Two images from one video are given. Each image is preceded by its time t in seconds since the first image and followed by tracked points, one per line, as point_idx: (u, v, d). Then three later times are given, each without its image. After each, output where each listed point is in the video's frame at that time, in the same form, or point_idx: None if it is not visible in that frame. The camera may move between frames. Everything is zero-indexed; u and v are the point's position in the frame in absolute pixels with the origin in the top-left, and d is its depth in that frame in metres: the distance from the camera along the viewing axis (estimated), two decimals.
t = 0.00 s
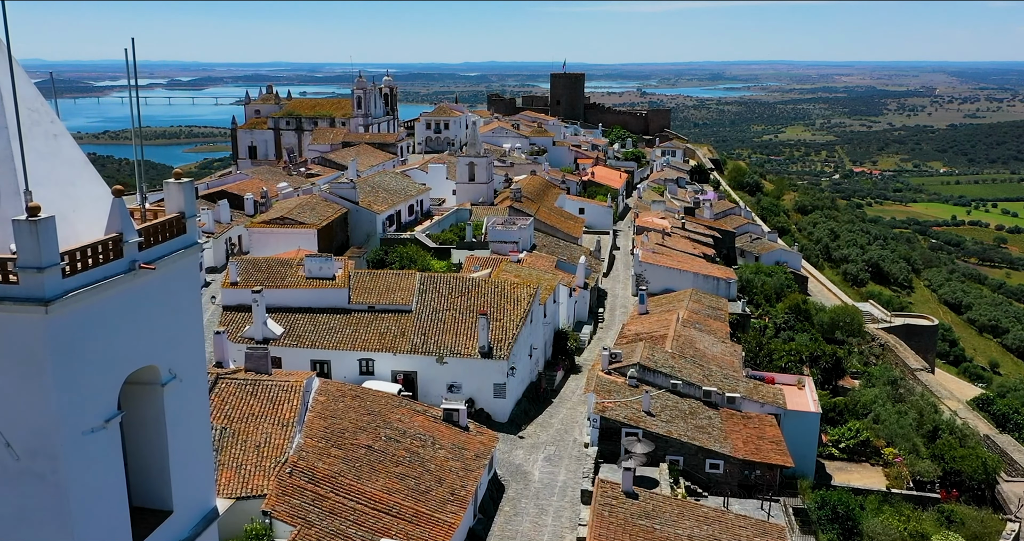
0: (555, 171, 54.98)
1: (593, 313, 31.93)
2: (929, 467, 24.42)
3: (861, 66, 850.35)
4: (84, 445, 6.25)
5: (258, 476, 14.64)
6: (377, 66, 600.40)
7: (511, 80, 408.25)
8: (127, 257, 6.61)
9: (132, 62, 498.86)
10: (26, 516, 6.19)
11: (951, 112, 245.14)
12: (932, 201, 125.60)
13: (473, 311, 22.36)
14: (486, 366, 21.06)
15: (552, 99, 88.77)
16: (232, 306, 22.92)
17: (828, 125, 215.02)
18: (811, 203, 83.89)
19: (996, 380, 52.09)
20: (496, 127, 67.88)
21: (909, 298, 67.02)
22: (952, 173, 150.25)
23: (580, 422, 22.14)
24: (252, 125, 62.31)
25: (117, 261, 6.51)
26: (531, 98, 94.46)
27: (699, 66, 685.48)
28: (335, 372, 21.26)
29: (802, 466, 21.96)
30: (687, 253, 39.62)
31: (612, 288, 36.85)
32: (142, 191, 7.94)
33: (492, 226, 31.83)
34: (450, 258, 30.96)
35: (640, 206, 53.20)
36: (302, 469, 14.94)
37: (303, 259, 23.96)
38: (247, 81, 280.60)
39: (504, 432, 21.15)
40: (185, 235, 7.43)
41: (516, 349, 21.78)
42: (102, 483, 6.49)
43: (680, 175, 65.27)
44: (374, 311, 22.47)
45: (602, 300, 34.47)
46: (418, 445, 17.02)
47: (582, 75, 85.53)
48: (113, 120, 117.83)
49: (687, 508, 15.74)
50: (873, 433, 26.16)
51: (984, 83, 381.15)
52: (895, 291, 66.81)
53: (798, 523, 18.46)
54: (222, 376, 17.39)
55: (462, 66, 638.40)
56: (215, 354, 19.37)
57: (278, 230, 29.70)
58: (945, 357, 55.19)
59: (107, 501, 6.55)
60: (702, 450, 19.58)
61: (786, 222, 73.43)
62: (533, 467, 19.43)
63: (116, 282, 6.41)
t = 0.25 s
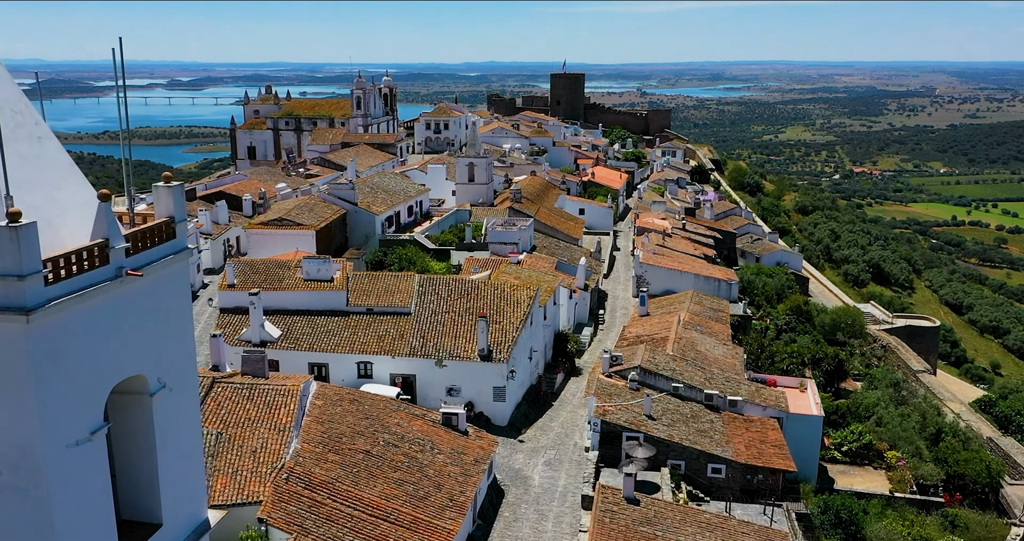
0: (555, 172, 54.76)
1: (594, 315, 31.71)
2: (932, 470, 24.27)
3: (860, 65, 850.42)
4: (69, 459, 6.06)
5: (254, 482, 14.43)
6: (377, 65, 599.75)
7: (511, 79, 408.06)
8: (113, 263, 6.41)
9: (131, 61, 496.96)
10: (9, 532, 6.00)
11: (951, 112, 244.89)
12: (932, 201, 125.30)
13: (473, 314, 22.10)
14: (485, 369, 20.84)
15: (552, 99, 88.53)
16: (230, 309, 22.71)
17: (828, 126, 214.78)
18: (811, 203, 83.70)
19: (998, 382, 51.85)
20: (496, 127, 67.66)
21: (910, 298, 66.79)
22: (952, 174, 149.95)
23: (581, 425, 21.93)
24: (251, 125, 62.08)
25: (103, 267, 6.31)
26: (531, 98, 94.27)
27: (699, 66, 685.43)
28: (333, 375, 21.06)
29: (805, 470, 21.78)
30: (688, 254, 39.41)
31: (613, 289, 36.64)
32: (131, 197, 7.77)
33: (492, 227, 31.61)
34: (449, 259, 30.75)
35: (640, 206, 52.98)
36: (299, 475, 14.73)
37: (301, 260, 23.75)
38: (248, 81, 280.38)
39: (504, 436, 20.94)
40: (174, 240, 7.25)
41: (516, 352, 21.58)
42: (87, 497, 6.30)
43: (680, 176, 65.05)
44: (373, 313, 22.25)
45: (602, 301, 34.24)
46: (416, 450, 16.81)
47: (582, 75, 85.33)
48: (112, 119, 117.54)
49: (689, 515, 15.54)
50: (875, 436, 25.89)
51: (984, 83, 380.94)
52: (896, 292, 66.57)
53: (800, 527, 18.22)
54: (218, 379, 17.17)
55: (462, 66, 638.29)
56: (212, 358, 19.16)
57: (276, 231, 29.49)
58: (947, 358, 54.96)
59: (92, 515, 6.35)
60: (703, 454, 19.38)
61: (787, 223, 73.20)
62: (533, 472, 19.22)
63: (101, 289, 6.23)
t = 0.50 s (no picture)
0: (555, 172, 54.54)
1: (594, 316, 31.50)
2: (935, 473, 24.01)
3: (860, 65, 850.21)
4: (47, 473, 5.95)
5: (250, 488, 14.22)
6: (377, 65, 599.59)
7: (511, 79, 407.87)
8: (99, 270, 6.29)
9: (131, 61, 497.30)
10: None
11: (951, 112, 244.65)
12: (932, 201, 125.01)
13: (472, 316, 21.88)
14: (485, 372, 20.63)
15: (552, 99, 88.34)
16: (227, 311, 22.51)
17: (828, 126, 214.53)
18: (812, 204, 83.49)
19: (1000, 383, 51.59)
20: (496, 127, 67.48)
21: (911, 299, 66.54)
22: (952, 174, 149.63)
23: (581, 429, 21.71)
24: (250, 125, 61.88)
25: (88, 275, 6.19)
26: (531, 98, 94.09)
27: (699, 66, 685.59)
28: (331, 378, 20.84)
29: (808, 473, 21.52)
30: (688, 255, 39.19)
31: (613, 290, 36.43)
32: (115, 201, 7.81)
33: (492, 228, 31.39)
34: (449, 260, 30.55)
35: (641, 207, 52.78)
36: (296, 481, 14.51)
37: (298, 262, 23.55)
38: (247, 82, 280.10)
39: (503, 440, 20.74)
40: (165, 245, 7.13)
41: (516, 355, 21.38)
42: (68, 511, 6.17)
43: (680, 176, 64.85)
44: (371, 316, 22.04)
45: (602, 303, 34.04)
46: (415, 455, 16.59)
47: (583, 75, 85.13)
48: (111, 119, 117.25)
49: (691, 521, 15.34)
50: (878, 439, 25.70)
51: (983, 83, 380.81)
52: (897, 292, 66.33)
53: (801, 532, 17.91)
54: (214, 383, 16.97)
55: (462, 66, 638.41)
56: (208, 361, 18.96)
57: (274, 232, 29.29)
58: (948, 359, 54.73)
59: (73, 530, 6.23)
60: (705, 459, 19.17)
61: (787, 223, 72.98)
62: (533, 476, 19.00)
63: (85, 298, 6.10)
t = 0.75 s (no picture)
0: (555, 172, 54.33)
1: (595, 318, 31.28)
2: (939, 476, 23.77)
3: (860, 65, 850.00)
4: (31, 488, 6.01)
5: (246, 495, 13.99)
6: (376, 65, 599.47)
7: (511, 79, 407.62)
8: (85, 277, 6.31)
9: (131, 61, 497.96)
10: None
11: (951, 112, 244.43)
12: (933, 202, 124.73)
13: (472, 319, 21.64)
14: (485, 375, 20.42)
15: (552, 99, 88.10)
16: (224, 314, 22.31)
17: (828, 126, 214.25)
18: (812, 204, 83.26)
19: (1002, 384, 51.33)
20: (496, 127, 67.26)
21: (912, 300, 66.31)
22: (952, 174, 149.34)
23: (582, 433, 21.49)
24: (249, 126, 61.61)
25: (74, 282, 6.22)
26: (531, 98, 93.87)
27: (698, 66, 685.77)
28: (329, 381, 20.63)
29: (810, 476, 21.18)
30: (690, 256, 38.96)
31: (614, 292, 36.23)
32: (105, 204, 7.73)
33: (492, 229, 31.16)
34: (448, 262, 30.32)
35: (641, 207, 52.54)
36: (292, 488, 14.27)
37: (296, 264, 23.32)
38: (247, 81, 279.74)
39: (503, 444, 20.54)
40: (153, 250, 7.17)
41: (516, 358, 21.16)
42: (52, 524, 6.23)
43: (681, 176, 64.61)
44: (370, 318, 21.82)
45: (603, 305, 33.83)
46: (413, 461, 16.38)
47: (583, 76, 84.89)
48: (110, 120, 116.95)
49: (693, 528, 15.17)
50: (881, 442, 25.52)
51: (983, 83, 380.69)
52: (898, 293, 66.08)
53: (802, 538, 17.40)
54: (210, 387, 16.76)
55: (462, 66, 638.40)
56: (205, 365, 18.75)
57: (272, 234, 29.07)
58: (949, 360, 54.51)
59: None
60: (707, 463, 18.95)
61: (788, 223, 72.73)
62: (533, 481, 18.79)
63: (71, 307, 6.13)
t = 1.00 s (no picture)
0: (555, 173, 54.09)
1: (595, 320, 31.08)
2: (942, 480, 23.57)
3: (860, 65, 851.23)
4: (16, 502, 5.95)
5: (242, 502, 13.83)
6: (377, 65, 599.81)
7: (511, 79, 407.31)
8: (70, 285, 6.27)
9: (131, 62, 498.60)
10: None
11: (951, 112, 244.12)
12: (933, 202, 124.44)
13: (471, 322, 21.42)
14: (484, 379, 20.21)
15: (552, 99, 87.90)
16: (221, 317, 22.10)
17: (829, 126, 213.99)
18: (813, 204, 83.03)
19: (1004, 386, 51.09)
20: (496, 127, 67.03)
21: (913, 301, 66.06)
22: (952, 174, 149.01)
23: (583, 436, 21.28)
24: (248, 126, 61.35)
25: (57, 290, 6.16)
26: (531, 98, 93.65)
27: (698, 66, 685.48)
28: (327, 385, 20.42)
29: (813, 480, 21.01)
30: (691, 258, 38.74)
31: (614, 293, 36.03)
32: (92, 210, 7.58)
33: (491, 230, 30.95)
34: (448, 263, 30.11)
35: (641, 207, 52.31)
36: (290, 495, 14.05)
37: (294, 266, 23.11)
38: (248, 82, 279.73)
39: (504, 448, 20.33)
40: (142, 256, 7.15)
41: (516, 361, 20.96)
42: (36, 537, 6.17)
43: (681, 176, 64.39)
44: (369, 321, 21.60)
45: (603, 306, 33.63)
46: (412, 466, 16.18)
47: (583, 76, 84.66)
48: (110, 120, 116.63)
49: (696, 534, 14.96)
50: (884, 445, 25.30)
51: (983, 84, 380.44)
52: (899, 294, 65.83)
53: None
54: (206, 391, 16.57)
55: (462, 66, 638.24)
56: (201, 369, 18.55)
57: (270, 235, 28.86)
58: (951, 362, 54.26)
59: None
60: (709, 468, 18.76)
61: (789, 224, 72.51)
62: (533, 486, 18.59)
63: (55, 315, 6.08)
